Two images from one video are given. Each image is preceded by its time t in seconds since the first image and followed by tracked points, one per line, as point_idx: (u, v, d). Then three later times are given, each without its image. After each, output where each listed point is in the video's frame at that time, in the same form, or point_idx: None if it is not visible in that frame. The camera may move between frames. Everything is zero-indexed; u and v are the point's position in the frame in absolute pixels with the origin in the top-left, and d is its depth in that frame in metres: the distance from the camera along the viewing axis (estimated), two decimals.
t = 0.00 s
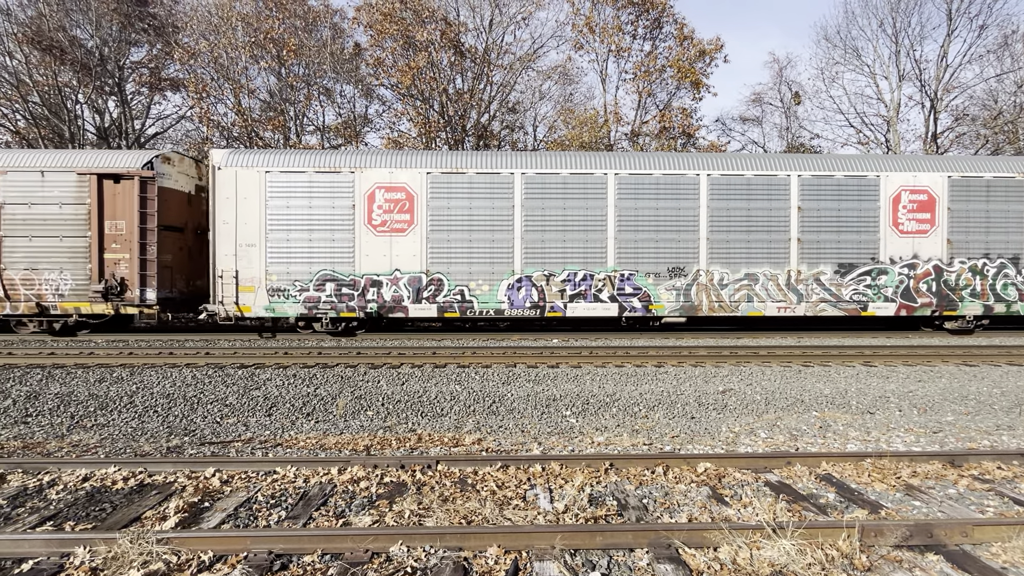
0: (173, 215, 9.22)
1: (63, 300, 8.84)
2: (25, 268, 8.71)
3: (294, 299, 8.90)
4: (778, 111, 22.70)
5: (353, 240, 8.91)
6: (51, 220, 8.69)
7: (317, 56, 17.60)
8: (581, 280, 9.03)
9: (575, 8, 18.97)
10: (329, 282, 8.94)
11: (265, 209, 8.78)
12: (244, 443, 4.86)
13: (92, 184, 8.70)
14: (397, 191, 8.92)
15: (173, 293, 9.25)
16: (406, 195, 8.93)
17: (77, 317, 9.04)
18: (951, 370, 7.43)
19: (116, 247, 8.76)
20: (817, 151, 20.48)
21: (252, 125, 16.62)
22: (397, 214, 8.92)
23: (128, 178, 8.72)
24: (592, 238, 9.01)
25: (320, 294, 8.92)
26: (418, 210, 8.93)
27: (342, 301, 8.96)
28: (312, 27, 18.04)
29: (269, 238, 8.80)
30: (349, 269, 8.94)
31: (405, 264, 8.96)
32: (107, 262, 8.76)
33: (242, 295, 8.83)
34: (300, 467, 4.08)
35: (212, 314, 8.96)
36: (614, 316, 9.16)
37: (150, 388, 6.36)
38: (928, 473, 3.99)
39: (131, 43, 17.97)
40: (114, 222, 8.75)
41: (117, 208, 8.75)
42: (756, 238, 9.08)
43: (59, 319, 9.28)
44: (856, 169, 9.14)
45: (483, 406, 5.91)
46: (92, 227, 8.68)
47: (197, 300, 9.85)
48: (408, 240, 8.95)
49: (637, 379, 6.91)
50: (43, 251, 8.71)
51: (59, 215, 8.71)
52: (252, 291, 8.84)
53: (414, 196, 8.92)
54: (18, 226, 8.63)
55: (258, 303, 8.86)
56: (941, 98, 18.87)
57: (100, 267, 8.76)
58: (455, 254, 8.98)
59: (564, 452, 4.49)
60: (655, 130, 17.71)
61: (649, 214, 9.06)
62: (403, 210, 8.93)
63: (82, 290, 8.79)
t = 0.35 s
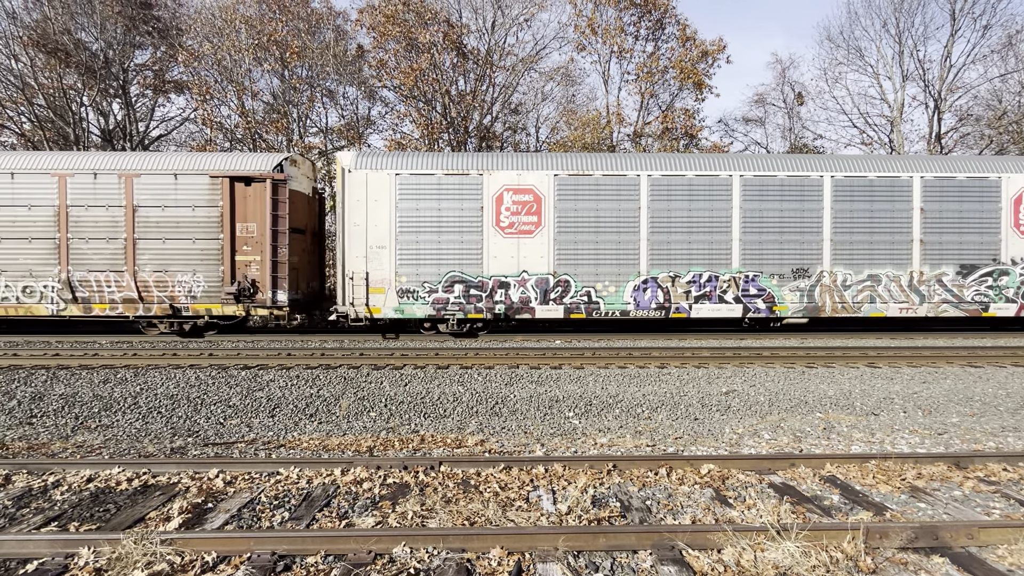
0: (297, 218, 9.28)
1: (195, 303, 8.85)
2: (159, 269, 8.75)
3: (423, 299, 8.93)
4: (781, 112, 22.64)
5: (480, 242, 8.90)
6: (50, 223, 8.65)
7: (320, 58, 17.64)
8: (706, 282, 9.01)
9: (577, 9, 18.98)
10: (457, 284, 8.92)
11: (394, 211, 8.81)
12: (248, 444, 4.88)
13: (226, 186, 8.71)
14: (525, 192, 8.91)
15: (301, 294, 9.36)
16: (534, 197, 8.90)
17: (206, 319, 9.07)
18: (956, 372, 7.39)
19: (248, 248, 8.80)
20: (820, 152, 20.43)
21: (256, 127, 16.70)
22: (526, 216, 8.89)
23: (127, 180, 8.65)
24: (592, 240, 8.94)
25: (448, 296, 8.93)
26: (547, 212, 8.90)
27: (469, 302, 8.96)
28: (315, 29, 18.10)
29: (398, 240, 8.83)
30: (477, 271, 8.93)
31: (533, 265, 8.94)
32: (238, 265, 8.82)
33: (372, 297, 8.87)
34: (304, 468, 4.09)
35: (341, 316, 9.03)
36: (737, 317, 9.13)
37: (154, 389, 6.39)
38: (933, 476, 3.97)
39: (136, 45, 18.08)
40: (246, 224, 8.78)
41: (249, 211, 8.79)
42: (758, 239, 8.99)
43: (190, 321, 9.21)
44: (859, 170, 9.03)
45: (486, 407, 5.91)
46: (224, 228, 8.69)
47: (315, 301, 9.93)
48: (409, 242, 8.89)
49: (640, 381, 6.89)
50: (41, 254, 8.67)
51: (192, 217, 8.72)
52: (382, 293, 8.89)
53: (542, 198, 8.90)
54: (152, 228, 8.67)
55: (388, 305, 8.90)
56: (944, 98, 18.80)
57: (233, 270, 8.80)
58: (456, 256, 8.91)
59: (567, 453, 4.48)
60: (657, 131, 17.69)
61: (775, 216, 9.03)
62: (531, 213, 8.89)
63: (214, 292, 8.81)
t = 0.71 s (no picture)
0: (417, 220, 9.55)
1: (322, 304, 9.14)
2: (288, 270, 9.03)
3: (550, 300, 9.06)
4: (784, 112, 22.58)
5: (605, 243, 9.00)
6: (55, 224, 8.89)
7: (323, 59, 17.66)
8: (831, 283, 9.04)
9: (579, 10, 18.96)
10: (584, 285, 9.04)
11: (522, 212, 8.94)
12: (250, 444, 4.89)
13: (356, 188, 9.00)
14: (651, 194, 9.01)
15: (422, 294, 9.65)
16: (660, 198, 9.01)
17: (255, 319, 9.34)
18: (959, 373, 7.35)
19: (375, 250, 9.14)
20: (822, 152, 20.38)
21: (258, 129, 16.74)
22: (651, 217, 9.00)
23: (137, 182, 8.89)
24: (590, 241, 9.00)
25: (574, 297, 9.05)
26: (672, 213, 9.00)
27: (595, 303, 9.09)
28: (317, 31, 18.12)
29: (525, 241, 8.96)
30: (602, 272, 9.05)
31: (658, 266, 9.05)
32: (366, 266, 9.12)
33: (499, 297, 9.03)
34: (306, 468, 4.10)
35: (467, 316, 9.21)
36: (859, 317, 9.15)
37: (157, 389, 6.42)
38: (936, 477, 3.95)
39: (139, 47, 18.16)
40: (373, 226, 9.11)
41: (376, 212, 9.09)
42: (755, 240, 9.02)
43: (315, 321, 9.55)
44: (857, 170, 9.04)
45: (488, 408, 5.91)
46: (353, 231, 9.00)
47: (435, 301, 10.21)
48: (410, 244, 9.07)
49: (641, 382, 6.88)
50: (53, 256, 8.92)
51: (322, 218, 9.00)
52: (510, 294, 9.03)
53: (668, 199, 9.00)
54: (284, 229, 8.95)
55: (514, 305, 9.06)
56: (947, 98, 18.74)
57: (360, 271, 9.08)
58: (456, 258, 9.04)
59: (568, 455, 4.48)
60: (659, 132, 17.66)
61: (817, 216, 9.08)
62: (657, 214, 9.00)
63: (343, 293, 9.08)
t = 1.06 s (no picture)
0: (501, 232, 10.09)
1: (453, 304, 9.33)
2: (420, 272, 9.26)
3: (680, 301, 9.19)
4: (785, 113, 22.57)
5: (735, 244, 9.11)
6: (61, 225, 9.04)
7: (324, 60, 17.63)
8: (957, 283, 9.09)
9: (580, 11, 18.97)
10: (713, 285, 9.17)
11: (652, 214, 9.08)
12: (251, 445, 4.89)
13: (488, 190, 9.18)
14: (780, 196, 9.11)
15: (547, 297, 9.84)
16: (789, 200, 9.10)
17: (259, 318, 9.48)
18: (961, 374, 7.33)
19: (507, 251, 9.30)
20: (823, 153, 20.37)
21: (260, 130, 16.78)
22: (781, 218, 9.09)
23: (142, 183, 9.03)
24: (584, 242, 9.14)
25: (704, 297, 9.18)
26: (802, 214, 9.09)
27: (724, 304, 9.22)
28: (319, 32, 18.12)
29: (656, 242, 9.08)
30: (731, 273, 9.15)
31: (787, 267, 9.14)
32: (496, 266, 9.31)
33: (629, 298, 9.17)
34: (306, 469, 4.09)
35: (596, 316, 9.38)
36: (984, 318, 9.22)
37: (159, 390, 6.43)
38: (938, 479, 3.94)
39: (141, 49, 18.22)
40: (504, 227, 9.28)
41: (507, 214, 9.28)
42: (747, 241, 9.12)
43: (444, 322, 9.73)
44: (848, 171, 9.11)
45: (488, 409, 5.90)
46: (485, 232, 9.20)
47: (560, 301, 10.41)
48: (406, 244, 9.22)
49: (642, 383, 6.87)
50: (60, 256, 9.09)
51: (454, 219, 9.22)
52: (640, 295, 9.15)
53: (797, 201, 9.10)
54: (417, 230, 9.18)
55: (644, 306, 9.19)
56: (949, 100, 18.72)
57: (492, 272, 9.28)
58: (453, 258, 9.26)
59: (569, 456, 4.47)
60: (660, 133, 17.66)
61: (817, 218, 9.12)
62: (786, 214, 9.09)
63: (474, 294, 9.30)
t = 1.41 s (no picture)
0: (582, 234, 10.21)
1: (577, 304, 9.39)
2: (546, 273, 9.31)
3: (803, 302, 9.20)
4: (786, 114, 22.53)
5: (858, 244, 9.12)
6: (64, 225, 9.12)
7: (326, 61, 17.68)
8: None
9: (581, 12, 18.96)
10: (836, 285, 9.16)
11: (775, 215, 9.11)
12: (252, 446, 4.90)
13: (613, 192, 9.22)
14: (902, 197, 9.13)
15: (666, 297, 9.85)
16: (911, 201, 9.13)
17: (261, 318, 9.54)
18: (962, 375, 7.32)
19: (630, 252, 9.32)
20: (824, 154, 20.36)
21: (261, 131, 16.80)
22: (902, 220, 9.12)
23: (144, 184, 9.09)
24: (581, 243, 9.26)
25: (828, 297, 9.19)
26: (923, 215, 9.11)
27: (847, 305, 9.21)
28: (320, 33, 18.18)
29: (780, 243, 9.10)
30: (854, 273, 9.15)
31: (909, 268, 9.14)
32: (621, 267, 9.34)
33: (753, 298, 9.18)
34: (306, 470, 4.09)
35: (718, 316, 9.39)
36: None
37: (160, 390, 6.44)
38: (939, 480, 3.94)
39: (143, 49, 18.24)
40: (627, 228, 9.29)
41: (631, 215, 9.28)
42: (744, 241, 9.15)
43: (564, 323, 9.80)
44: (849, 172, 9.16)
45: (489, 410, 5.90)
46: (610, 233, 9.24)
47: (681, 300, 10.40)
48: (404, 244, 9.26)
49: (643, 384, 6.86)
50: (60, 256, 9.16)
51: (579, 221, 9.27)
52: (764, 295, 9.17)
53: (920, 202, 9.13)
54: (542, 231, 9.24)
55: (767, 307, 9.21)
56: (950, 100, 18.71)
57: (616, 273, 9.33)
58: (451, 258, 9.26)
59: (570, 456, 4.47)
60: (661, 134, 17.66)
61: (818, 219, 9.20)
62: (907, 216, 9.12)
63: (598, 294, 9.35)
